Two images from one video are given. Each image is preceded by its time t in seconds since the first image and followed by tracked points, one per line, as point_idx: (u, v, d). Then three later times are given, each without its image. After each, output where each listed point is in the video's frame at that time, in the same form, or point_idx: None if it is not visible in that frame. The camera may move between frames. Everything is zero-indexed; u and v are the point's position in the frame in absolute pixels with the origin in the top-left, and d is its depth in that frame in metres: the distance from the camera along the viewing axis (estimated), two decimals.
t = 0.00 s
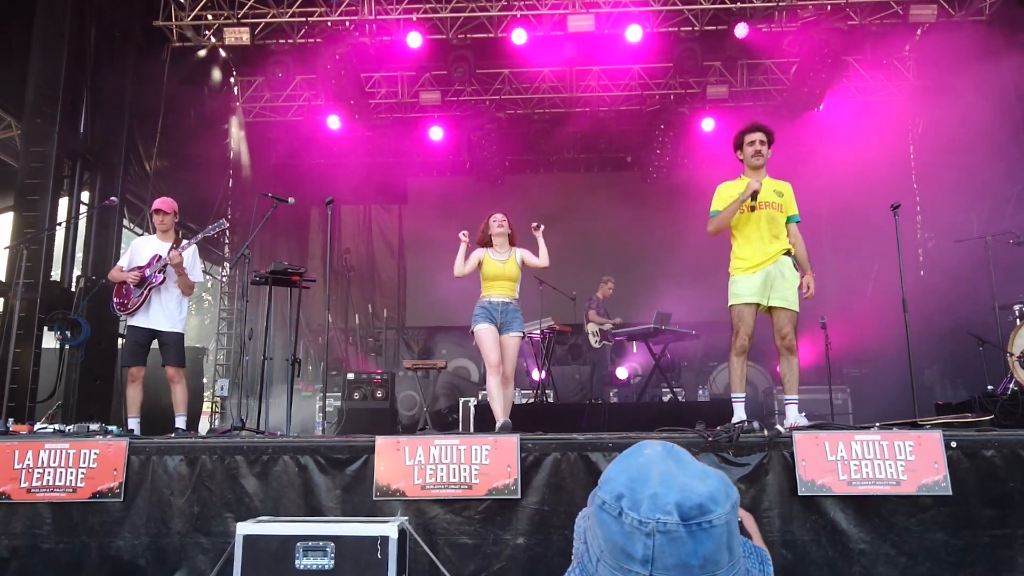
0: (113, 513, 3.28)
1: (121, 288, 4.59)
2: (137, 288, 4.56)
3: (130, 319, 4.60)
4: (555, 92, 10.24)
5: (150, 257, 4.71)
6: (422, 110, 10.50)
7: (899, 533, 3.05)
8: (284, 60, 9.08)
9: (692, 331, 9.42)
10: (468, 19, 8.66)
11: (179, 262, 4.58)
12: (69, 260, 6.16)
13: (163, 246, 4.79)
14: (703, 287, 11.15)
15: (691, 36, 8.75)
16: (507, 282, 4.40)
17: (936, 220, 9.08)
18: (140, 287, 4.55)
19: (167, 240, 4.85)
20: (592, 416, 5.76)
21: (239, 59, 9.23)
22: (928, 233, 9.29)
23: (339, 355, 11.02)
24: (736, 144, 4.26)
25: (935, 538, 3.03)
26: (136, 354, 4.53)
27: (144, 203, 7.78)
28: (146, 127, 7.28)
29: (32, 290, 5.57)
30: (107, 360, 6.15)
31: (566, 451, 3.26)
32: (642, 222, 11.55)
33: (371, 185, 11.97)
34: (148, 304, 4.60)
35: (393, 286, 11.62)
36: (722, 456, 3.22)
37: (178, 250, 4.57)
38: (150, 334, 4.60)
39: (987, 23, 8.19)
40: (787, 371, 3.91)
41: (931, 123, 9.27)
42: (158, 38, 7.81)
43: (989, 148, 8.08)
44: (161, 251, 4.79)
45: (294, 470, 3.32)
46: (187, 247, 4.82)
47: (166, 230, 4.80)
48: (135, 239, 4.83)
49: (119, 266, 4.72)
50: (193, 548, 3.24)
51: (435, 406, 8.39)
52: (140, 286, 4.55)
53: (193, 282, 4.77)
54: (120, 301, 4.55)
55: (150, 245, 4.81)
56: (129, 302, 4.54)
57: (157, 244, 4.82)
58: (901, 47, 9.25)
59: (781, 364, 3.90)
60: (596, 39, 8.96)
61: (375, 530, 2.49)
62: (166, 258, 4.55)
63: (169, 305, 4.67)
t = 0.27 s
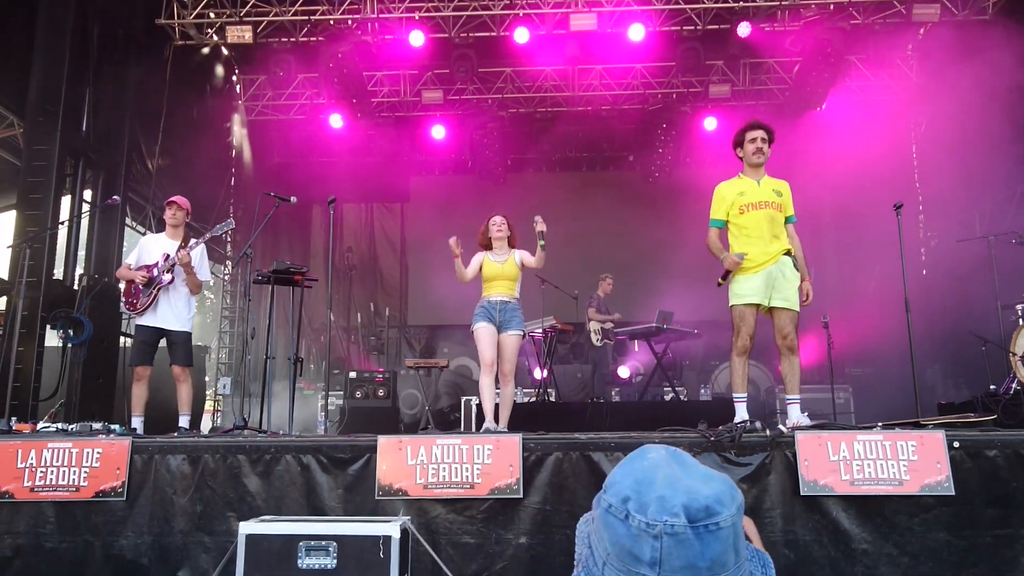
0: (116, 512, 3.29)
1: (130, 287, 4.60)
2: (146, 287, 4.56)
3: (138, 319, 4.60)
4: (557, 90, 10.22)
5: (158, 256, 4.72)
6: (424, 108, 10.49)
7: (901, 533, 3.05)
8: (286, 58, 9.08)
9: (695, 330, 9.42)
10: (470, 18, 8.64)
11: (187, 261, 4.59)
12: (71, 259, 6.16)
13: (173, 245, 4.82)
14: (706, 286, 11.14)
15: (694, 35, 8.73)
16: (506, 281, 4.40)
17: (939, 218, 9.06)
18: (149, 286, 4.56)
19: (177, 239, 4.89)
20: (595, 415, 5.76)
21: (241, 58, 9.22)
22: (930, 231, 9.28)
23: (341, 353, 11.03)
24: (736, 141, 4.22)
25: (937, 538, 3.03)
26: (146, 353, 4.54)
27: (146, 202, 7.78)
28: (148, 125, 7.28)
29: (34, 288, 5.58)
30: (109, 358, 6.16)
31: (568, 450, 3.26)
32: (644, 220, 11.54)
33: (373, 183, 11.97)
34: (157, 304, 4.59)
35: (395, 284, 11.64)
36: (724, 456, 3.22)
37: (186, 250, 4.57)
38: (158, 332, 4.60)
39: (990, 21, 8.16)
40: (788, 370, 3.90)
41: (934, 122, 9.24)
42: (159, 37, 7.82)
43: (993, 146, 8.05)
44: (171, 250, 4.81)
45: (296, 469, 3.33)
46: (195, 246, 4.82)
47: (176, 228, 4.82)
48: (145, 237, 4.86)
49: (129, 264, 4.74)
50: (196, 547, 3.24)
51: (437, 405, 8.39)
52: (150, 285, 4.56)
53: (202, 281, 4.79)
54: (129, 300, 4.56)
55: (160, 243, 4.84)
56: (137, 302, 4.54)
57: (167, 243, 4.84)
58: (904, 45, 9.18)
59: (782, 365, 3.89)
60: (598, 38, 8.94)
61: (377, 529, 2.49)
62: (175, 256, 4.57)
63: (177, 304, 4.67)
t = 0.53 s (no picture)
0: (119, 510, 3.29)
1: (139, 285, 4.61)
2: (155, 285, 4.57)
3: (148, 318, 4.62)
4: (560, 90, 10.22)
5: (167, 254, 4.73)
6: (427, 108, 10.49)
7: (905, 533, 3.04)
8: (290, 58, 9.10)
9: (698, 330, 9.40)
10: (473, 18, 8.65)
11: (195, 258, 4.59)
12: (75, 259, 6.17)
13: (181, 243, 4.81)
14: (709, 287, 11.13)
15: (697, 34, 8.72)
16: (506, 282, 4.40)
17: (942, 219, 9.05)
18: (158, 284, 4.57)
19: (185, 238, 4.89)
20: (598, 415, 5.75)
21: (244, 58, 9.25)
22: (934, 232, 9.26)
23: (344, 353, 11.04)
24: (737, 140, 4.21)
25: (942, 538, 3.02)
26: (154, 351, 4.54)
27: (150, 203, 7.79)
28: (152, 126, 7.30)
29: (38, 288, 5.59)
30: (113, 358, 6.17)
31: (571, 449, 3.25)
32: (647, 221, 11.53)
33: (376, 184, 11.99)
34: (166, 303, 4.61)
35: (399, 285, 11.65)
36: (727, 455, 3.21)
37: (194, 248, 4.57)
38: (168, 331, 4.61)
39: (994, 21, 8.15)
40: (792, 369, 3.89)
41: (938, 122, 9.22)
42: (163, 37, 7.84)
43: (997, 147, 8.03)
44: (179, 248, 4.81)
45: (299, 468, 3.33)
46: (204, 243, 4.80)
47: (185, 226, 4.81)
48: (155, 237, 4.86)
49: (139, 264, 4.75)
50: (199, 545, 3.24)
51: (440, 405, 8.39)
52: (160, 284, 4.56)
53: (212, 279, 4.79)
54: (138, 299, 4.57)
55: (170, 242, 4.84)
56: (147, 301, 4.55)
57: (176, 242, 4.84)
58: (908, 45, 9.14)
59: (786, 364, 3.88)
60: (601, 38, 8.95)
61: (380, 528, 2.49)
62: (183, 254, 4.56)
63: (186, 302, 4.68)
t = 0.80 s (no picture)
0: (122, 511, 3.30)
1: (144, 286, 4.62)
2: (160, 286, 4.59)
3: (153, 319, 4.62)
4: (561, 90, 10.23)
5: (172, 256, 4.75)
6: (429, 108, 10.50)
7: (908, 533, 3.04)
8: (291, 59, 9.10)
9: (700, 329, 9.41)
10: (474, 18, 8.65)
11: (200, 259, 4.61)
12: (77, 260, 6.18)
13: (187, 244, 4.83)
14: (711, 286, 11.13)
15: (698, 34, 8.72)
16: (499, 280, 4.41)
17: (945, 217, 9.03)
18: (163, 285, 4.59)
19: (191, 239, 4.89)
20: (600, 414, 5.75)
21: (246, 59, 9.26)
22: (936, 231, 9.25)
23: (346, 354, 11.04)
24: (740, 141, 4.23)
25: (945, 537, 3.02)
26: (160, 353, 4.55)
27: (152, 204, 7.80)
28: (154, 127, 7.31)
29: (41, 289, 5.60)
30: (116, 358, 6.17)
31: (573, 450, 3.26)
32: (648, 221, 11.53)
33: (377, 184, 12.00)
34: (171, 304, 4.60)
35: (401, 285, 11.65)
36: (730, 455, 3.21)
37: (199, 249, 4.59)
38: (172, 332, 4.61)
39: (996, 20, 8.15)
40: (794, 369, 3.90)
41: (940, 120, 9.21)
42: (165, 38, 7.85)
43: (999, 145, 8.02)
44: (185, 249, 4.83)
45: (302, 469, 3.33)
46: (209, 244, 4.81)
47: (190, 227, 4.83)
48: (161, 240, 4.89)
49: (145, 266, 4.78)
50: (202, 546, 3.25)
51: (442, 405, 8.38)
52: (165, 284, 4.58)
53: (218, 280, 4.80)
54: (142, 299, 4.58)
55: (176, 244, 4.86)
56: (152, 302, 4.56)
57: (182, 243, 4.86)
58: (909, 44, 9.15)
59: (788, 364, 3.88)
60: (602, 37, 8.94)
61: (383, 528, 2.49)
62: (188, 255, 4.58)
63: (190, 302, 4.67)
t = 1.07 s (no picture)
0: (124, 511, 3.30)
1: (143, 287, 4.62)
2: (159, 286, 4.59)
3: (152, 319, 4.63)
4: (561, 89, 10.22)
5: (172, 256, 4.75)
6: (429, 108, 10.50)
7: (911, 530, 3.03)
8: (291, 59, 9.10)
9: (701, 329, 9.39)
10: (474, 18, 8.66)
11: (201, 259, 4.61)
12: (78, 261, 6.18)
13: (187, 245, 4.83)
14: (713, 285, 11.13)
15: (698, 32, 8.71)
16: (489, 277, 4.41)
17: (946, 215, 9.02)
18: (162, 285, 4.59)
19: (191, 239, 4.89)
20: (602, 414, 5.74)
21: (246, 59, 9.27)
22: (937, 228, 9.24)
23: (347, 354, 11.04)
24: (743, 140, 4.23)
25: (947, 535, 3.01)
26: (158, 354, 4.54)
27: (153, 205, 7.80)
28: (155, 128, 7.31)
29: (42, 291, 5.60)
30: (117, 359, 6.17)
31: (575, 448, 3.25)
32: (649, 220, 11.53)
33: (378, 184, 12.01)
34: (169, 304, 4.61)
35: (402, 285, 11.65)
36: (732, 453, 3.21)
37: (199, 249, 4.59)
38: (171, 333, 4.61)
39: (996, 17, 8.15)
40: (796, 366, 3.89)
41: (941, 118, 9.20)
42: (165, 39, 7.86)
43: (1000, 142, 8.01)
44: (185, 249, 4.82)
45: (304, 468, 3.33)
46: (208, 243, 4.81)
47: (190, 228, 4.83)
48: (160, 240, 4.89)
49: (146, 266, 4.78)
50: (204, 546, 3.25)
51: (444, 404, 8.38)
52: (163, 285, 4.58)
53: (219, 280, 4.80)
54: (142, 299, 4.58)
55: (175, 244, 4.86)
56: (151, 302, 4.56)
57: (182, 244, 4.86)
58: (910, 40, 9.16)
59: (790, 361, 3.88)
60: (602, 36, 8.94)
61: (385, 527, 2.48)
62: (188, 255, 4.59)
63: (189, 302, 4.67)
